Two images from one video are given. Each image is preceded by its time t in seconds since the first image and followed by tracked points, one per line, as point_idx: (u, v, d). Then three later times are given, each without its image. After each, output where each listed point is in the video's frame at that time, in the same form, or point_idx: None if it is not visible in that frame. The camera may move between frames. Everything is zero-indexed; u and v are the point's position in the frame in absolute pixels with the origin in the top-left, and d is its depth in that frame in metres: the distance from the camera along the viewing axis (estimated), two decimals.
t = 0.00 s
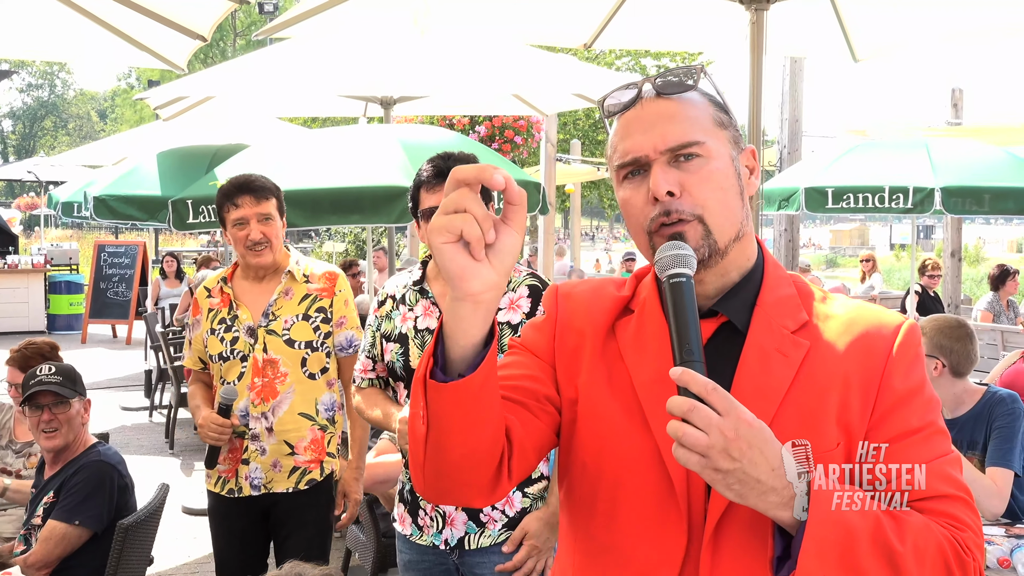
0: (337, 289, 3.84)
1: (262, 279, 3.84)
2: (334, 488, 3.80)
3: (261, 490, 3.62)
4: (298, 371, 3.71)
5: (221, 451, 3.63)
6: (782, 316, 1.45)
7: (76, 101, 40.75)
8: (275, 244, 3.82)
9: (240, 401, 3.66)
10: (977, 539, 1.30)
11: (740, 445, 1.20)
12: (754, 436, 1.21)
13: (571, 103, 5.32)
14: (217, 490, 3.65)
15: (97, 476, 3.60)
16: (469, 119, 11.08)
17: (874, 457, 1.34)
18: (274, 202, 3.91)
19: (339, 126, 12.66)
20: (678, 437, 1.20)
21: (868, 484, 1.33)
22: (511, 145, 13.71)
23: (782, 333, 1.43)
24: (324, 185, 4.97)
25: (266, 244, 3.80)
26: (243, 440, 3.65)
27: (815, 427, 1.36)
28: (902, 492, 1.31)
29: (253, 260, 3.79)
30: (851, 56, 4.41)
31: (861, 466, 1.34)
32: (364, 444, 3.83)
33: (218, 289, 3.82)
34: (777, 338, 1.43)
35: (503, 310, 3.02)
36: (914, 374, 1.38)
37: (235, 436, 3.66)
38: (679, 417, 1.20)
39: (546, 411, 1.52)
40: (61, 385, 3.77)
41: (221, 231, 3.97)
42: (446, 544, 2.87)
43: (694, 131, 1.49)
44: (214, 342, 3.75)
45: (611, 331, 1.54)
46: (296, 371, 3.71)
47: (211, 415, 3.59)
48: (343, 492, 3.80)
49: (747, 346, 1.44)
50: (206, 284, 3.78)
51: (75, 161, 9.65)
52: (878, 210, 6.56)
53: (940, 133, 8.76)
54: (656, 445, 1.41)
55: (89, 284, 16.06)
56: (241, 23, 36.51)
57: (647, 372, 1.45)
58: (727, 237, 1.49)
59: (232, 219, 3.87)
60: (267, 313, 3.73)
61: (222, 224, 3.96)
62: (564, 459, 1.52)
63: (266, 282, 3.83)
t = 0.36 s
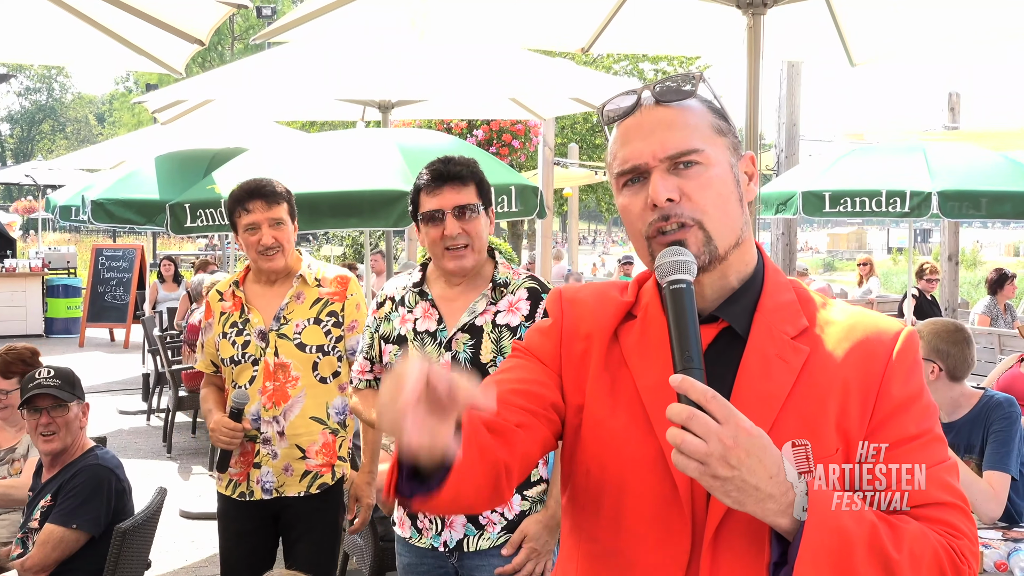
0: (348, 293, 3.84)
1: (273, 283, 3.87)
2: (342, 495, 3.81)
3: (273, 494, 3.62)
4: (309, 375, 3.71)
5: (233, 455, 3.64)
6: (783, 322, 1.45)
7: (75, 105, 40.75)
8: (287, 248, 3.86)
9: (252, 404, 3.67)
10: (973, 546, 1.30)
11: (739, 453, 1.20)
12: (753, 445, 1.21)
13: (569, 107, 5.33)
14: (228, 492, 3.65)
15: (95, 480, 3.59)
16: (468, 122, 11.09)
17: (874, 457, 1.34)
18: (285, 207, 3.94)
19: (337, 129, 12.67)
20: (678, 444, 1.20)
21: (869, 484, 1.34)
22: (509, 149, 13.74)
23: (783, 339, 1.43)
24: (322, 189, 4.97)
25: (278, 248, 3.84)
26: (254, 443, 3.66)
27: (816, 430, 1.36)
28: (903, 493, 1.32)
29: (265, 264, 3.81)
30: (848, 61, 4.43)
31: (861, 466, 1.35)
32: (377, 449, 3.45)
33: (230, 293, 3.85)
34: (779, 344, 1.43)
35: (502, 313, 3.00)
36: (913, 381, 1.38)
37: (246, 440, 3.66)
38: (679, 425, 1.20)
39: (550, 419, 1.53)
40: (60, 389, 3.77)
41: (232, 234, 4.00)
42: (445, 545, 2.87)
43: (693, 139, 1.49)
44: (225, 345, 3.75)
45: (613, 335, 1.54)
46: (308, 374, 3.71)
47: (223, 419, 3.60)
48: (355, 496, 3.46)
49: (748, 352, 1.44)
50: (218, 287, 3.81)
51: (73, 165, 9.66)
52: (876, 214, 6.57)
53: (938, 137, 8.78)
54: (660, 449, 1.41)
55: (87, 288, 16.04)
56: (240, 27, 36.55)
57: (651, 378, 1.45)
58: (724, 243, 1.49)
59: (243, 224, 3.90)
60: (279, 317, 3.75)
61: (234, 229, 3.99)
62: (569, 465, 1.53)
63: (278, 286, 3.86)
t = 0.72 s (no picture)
0: (359, 294, 3.84)
1: (284, 282, 3.87)
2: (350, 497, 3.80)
3: (282, 496, 3.62)
4: (320, 376, 3.71)
5: (242, 455, 3.64)
6: (780, 320, 1.45)
7: (75, 104, 40.75)
8: (296, 247, 3.87)
9: (262, 405, 3.68)
10: (970, 541, 1.29)
11: (736, 440, 1.20)
12: (750, 432, 1.21)
13: (570, 107, 5.33)
14: (236, 493, 3.66)
15: (94, 479, 3.59)
16: (468, 122, 11.09)
17: (874, 456, 1.34)
18: (295, 207, 3.94)
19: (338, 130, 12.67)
20: (674, 431, 1.20)
21: (868, 484, 1.33)
22: (509, 149, 13.75)
23: (779, 337, 1.43)
24: (322, 190, 4.97)
25: (287, 247, 3.85)
26: (264, 444, 3.67)
27: (814, 426, 1.36)
28: (902, 493, 1.31)
29: (275, 264, 3.82)
30: (848, 62, 4.42)
31: (861, 466, 1.34)
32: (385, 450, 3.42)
33: (241, 294, 3.86)
34: (775, 342, 1.42)
35: (507, 311, 3.02)
36: (909, 376, 1.38)
37: (256, 441, 3.67)
38: (675, 411, 1.20)
39: (560, 415, 1.52)
40: (59, 389, 3.76)
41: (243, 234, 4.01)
42: (446, 544, 2.87)
43: (691, 134, 1.49)
44: (236, 346, 3.76)
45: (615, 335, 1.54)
46: (318, 376, 3.71)
47: (231, 419, 3.60)
48: (364, 498, 3.40)
49: (745, 350, 1.43)
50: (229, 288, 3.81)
51: (73, 164, 9.65)
52: (877, 215, 6.56)
53: (938, 138, 8.79)
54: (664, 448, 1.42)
55: (87, 287, 16.04)
56: (240, 27, 36.57)
57: (652, 378, 1.45)
58: (723, 238, 1.49)
59: (253, 222, 3.91)
60: (290, 318, 3.74)
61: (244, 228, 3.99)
62: (572, 465, 1.53)
63: (288, 285, 3.86)
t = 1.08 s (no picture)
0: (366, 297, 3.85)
1: (291, 284, 3.89)
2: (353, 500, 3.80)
3: (286, 498, 3.62)
4: (325, 379, 3.70)
5: (246, 457, 3.64)
6: (784, 322, 1.45)
7: (76, 105, 40.76)
8: (302, 249, 3.89)
9: (267, 407, 3.67)
10: (972, 544, 1.29)
11: (736, 442, 1.20)
12: (750, 434, 1.21)
13: (570, 108, 5.33)
14: (240, 494, 3.66)
15: (95, 481, 3.59)
16: (469, 123, 11.09)
17: (874, 456, 1.34)
18: (301, 208, 3.97)
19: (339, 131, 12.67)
20: (674, 433, 1.20)
21: (869, 484, 1.34)
22: (510, 150, 13.77)
23: (783, 338, 1.43)
24: (324, 191, 4.97)
25: (293, 248, 3.86)
26: (268, 446, 3.66)
27: (816, 427, 1.36)
28: (903, 492, 1.31)
29: (280, 264, 3.83)
30: (850, 63, 4.42)
31: (861, 466, 1.35)
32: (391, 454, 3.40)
33: (248, 295, 3.87)
34: (780, 343, 1.42)
35: (510, 313, 3.03)
36: (913, 378, 1.38)
37: (261, 442, 3.66)
38: (675, 414, 1.20)
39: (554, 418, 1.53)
40: (59, 391, 3.76)
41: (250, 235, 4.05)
42: (449, 546, 2.88)
43: (694, 137, 1.49)
44: (242, 347, 3.76)
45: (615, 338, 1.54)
46: (324, 379, 3.70)
47: (236, 420, 3.63)
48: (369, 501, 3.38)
49: (750, 351, 1.43)
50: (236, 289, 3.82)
51: (73, 165, 9.64)
52: (877, 217, 6.56)
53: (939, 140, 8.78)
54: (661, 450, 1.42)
55: (87, 288, 16.05)
56: (240, 28, 36.57)
57: (654, 380, 1.45)
58: (728, 240, 1.49)
59: (260, 223, 3.94)
60: (297, 320, 3.75)
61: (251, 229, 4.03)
62: (574, 468, 1.53)
63: (295, 286, 3.88)
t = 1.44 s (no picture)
0: (366, 297, 3.85)
1: (292, 284, 3.89)
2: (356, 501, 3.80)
3: (288, 499, 3.61)
4: (327, 381, 3.70)
5: (248, 457, 3.65)
6: (782, 321, 1.45)
7: (77, 105, 40.76)
8: (301, 249, 3.87)
9: (269, 408, 3.69)
10: (966, 547, 1.30)
11: (726, 439, 1.19)
12: (741, 431, 1.20)
13: (571, 108, 5.33)
14: (242, 494, 3.67)
15: (95, 483, 3.59)
16: (470, 122, 11.08)
17: (874, 456, 1.33)
18: (301, 208, 3.95)
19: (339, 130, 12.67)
20: (666, 429, 1.20)
21: (869, 484, 1.33)
22: (510, 150, 13.77)
23: (779, 337, 1.43)
24: (324, 191, 4.96)
25: (292, 249, 3.86)
26: (270, 447, 3.67)
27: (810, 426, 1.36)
28: (903, 492, 1.31)
29: (280, 265, 3.83)
30: (851, 63, 4.41)
31: (861, 466, 1.34)
32: (392, 455, 3.39)
33: (249, 295, 3.89)
34: (776, 341, 1.42)
35: (512, 314, 3.03)
36: (909, 380, 1.36)
37: (262, 443, 3.68)
38: (667, 410, 1.20)
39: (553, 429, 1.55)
40: (58, 391, 3.76)
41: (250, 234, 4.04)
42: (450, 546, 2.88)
43: (702, 136, 1.48)
44: (245, 348, 3.79)
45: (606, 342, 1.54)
46: (326, 380, 3.70)
47: (236, 421, 3.62)
48: (371, 501, 3.37)
49: (745, 349, 1.43)
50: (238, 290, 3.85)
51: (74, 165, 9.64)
52: (878, 217, 6.55)
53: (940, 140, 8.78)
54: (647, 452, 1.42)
55: (88, 288, 16.05)
56: (241, 28, 36.57)
57: (645, 381, 1.45)
58: (731, 237, 1.49)
59: (260, 223, 3.93)
60: (297, 321, 3.75)
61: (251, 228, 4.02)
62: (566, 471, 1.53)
63: (295, 287, 3.88)
